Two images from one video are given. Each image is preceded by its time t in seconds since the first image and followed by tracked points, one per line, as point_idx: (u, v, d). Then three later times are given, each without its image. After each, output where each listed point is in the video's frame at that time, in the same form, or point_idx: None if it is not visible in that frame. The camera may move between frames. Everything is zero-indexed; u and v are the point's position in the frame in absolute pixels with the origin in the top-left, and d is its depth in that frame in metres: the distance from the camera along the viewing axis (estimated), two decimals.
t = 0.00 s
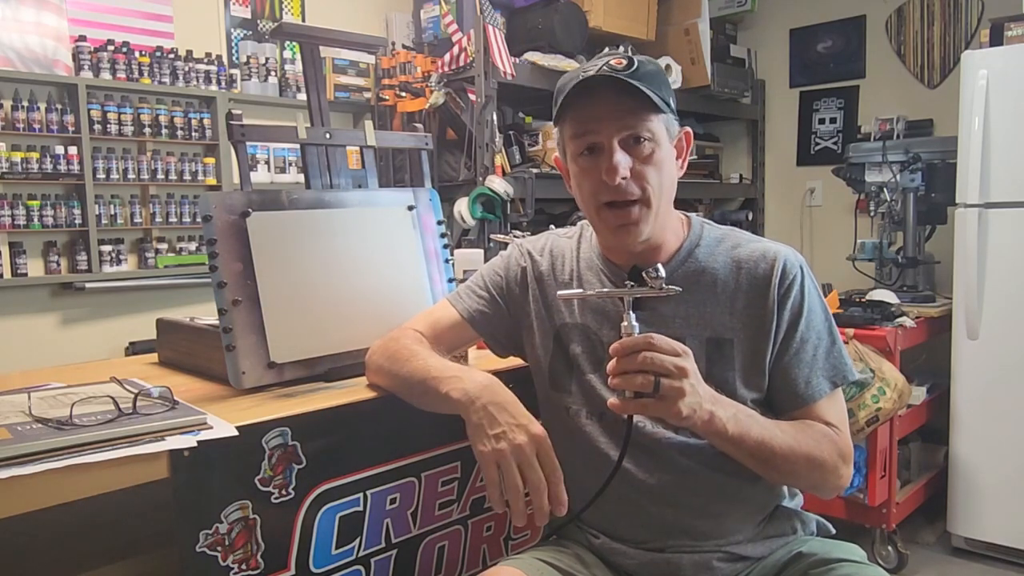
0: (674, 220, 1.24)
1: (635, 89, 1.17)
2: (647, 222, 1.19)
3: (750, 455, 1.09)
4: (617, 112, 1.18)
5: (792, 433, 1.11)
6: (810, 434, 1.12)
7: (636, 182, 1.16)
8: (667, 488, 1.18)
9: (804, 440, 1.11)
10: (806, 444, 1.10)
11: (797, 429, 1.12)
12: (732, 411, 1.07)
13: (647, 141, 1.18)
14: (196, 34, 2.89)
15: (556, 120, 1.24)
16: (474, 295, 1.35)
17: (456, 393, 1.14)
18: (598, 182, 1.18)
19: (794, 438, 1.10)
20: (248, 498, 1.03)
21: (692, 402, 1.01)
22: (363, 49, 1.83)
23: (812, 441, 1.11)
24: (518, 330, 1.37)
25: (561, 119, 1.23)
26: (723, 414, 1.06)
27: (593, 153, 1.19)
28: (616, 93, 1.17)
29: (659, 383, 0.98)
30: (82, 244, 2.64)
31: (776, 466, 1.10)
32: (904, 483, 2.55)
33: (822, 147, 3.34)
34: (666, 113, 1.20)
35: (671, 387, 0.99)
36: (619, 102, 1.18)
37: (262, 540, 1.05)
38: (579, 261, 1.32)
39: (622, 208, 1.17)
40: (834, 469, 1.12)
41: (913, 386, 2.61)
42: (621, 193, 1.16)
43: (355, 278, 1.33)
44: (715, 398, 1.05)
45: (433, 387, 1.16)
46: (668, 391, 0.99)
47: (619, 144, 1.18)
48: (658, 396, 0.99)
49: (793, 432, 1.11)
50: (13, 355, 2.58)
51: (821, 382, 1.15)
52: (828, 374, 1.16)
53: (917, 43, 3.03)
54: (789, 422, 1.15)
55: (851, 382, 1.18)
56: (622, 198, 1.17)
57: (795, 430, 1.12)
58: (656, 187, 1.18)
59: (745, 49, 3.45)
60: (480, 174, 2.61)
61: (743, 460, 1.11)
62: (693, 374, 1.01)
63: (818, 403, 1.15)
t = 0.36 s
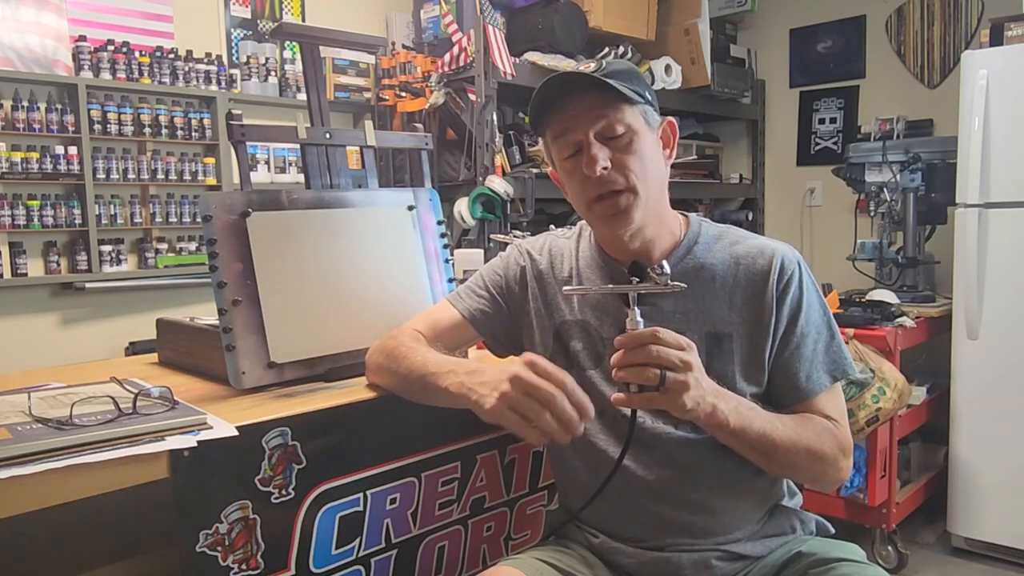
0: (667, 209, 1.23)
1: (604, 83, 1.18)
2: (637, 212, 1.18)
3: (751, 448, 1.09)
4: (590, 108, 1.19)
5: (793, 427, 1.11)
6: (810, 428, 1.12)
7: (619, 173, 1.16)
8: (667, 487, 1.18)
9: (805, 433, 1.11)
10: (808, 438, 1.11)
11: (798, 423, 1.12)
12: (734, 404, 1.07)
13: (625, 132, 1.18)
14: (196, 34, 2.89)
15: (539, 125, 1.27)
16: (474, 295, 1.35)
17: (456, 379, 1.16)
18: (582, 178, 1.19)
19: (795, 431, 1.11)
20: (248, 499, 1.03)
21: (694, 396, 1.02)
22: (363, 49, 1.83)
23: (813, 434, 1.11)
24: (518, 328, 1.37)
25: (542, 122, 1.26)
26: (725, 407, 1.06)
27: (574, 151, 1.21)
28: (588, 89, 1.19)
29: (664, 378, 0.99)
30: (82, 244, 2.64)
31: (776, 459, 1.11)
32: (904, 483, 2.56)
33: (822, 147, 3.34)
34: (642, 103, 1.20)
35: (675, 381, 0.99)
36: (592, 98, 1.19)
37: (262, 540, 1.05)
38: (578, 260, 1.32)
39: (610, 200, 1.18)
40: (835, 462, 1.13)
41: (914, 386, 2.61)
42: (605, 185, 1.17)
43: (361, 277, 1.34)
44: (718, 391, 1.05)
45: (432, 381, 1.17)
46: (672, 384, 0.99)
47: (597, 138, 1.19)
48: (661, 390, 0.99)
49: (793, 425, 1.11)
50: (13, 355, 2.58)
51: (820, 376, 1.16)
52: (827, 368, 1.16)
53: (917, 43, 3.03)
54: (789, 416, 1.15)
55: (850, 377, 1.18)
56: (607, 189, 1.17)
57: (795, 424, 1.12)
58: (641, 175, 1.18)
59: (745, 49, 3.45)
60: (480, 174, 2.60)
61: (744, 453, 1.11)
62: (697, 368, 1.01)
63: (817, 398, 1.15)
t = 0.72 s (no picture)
0: (664, 208, 1.23)
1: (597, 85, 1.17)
2: (633, 212, 1.18)
3: (751, 442, 1.09)
4: (583, 110, 1.19)
5: (793, 422, 1.11)
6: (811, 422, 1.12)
7: (614, 175, 1.16)
8: (668, 486, 1.18)
9: (804, 428, 1.11)
10: (808, 432, 1.11)
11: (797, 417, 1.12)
12: (734, 399, 1.07)
13: (619, 134, 1.18)
14: (196, 34, 2.89)
15: (537, 127, 1.28)
16: (475, 294, 1.35)
17: (469, 352, 1.22)
18: (577, 180, 1.19)
19: (795, 425, 1.11)
20: (248, 499, 1.03)
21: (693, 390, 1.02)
22: (363, 49, 1.83)
23: (813, 430, 1.11)
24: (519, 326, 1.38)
25: (539, 124, 1.26)
26: (724, 401, 1.06)
27: (570, 153, 1.21)
28: (579, 91, 1.19)
29: (661, 369, 0.99)
30: (82, 244, 2.64)
31: (776, 454, 1.11)
32: (904, 483, 2.56)
33: (822, 147, 3.34)
34: (636, 104, 1.20)
35: (675, 373, 1.00)
36: (584, 100, 1.19)
37: (262, 540, 1.05)
38: (578, 258, 1.32)
39: (606, 202, 1.18)
40: (835, 458, 1.13)
41: (914, 386, 2.61)
42: (600, 187, 1.17)
43: (361, 278, 1.34)
44: (717, 386, 1.06)
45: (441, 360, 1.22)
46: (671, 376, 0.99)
47: (591, 139, 1.19)
48: (660, 382, 1.00)
49: (793, 421, 1.11)
50: (13, 355, 2.58)
51: (820, 372, 1.16)
52: (827, 364, 1.16)
53: (917, 43, 3.03)
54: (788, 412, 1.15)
55: (850, 373, 1.18)
56: (601, 191, 1.17)
57: (795, 419, 1.12)
58: (635, 176, 1.17)
59: (745, 49, 3.45)
60: (480, 174, 2.60)
61: (744, 448, 1.11)
62: (696, 361, 1.01)
63: (817, 394, 1.15)
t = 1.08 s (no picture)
0: (665, 208, 1.23)
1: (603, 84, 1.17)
2: (634, 212, 1.18)
3: (749, 442, 1.09)
4: (588, 109, 1.19)
5: (791, 423, 1.11)
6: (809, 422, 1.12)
7: (616, 174, 1.16)
8: (668, 487, 1.18)
9: (802, 428, 1.11)
10: (806, 433, 1.11)
11: (796, 417, 1.13)
12: (732, 399, 1.07)
13: (623, 133, 1.18)
14: (196, 34, 2.89)
15: (541, 125, 1.28)
16: (474, 294, 1.35)
17: (470, 367, 1.18)
18: (579, 178, 1.19)
19: (794, 427, 1.11)
20: (248, 499, 1.03)
21: (691, 389, 1.02)
22: (363, 49, 1.83)
23: (811, 430, 1.11)
24: (518, 327, 1.38)
25: (543, 123, 1.26)
26: (723, 401, 1.06)
27: (573, 151, 1.21)
28: (584, 90, 1.19)
29: (662, 368, 0.99)
30: (82, 244, 2.64)
31: (775, 455, 1.11)
32: (904, 483, 2.56)
33: (822, 147, 3.34)
34: (641, 104, 1.20)
35: (675, 373, 1.00)
36: (588, 99, 1.19)
37: (262, 540, 1.05)
38: (578, 258, 1.32)
39: (608, 201, 1.18)
40: (832, 459, 1.13)
41: (914, 386, 2.61)
42: (602, 186, 1.17)
43: (361, 278, 1.34)
44: (716, 385, 1.06)
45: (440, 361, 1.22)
46: (671, 375, 0.99)
47: (595, 138, 1.19)
48: (659, 380, 1.00)
49: (792, 421, 1.11)
50: (13, 355, 2.58)
51: (818, 373, 1.16)
52: (826, 365, 1.17)
53: (917, 43, 3.03)
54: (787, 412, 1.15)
55: (849, 374, 1.18)
56: (602, 190, 1.17)
57: (793, 420, 1.12)
58: (637, 176, 1.17)
59: (745, 49, 3.45)
60: (480, 174, 2.60)
61: (742, 448, 1.11)
62: (695, 360, 1.01)
63: (816, 395, 1.15)
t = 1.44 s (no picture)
0: (669, 210, 1.24)
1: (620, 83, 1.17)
2: (642, 213, 1.18)
3: (749, 444, 1.09)
4: (601, 107, 1.19)
5: (792, 425, 1.11)
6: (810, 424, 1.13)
7: (628, 174, 1.16)
8: (668, 487, 1.18)
9: (803, 430, 1.11)
10: (806, 434, 1.11)
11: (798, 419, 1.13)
12: (733, 400, 1.07)
13: (636, 134, 1.18)
14: (196, 35, 2.89)
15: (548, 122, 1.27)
16: (474, 294, 1.35)
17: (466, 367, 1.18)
18: (590, 176, 1.18)
19: (794, 429, 1.11)
20: (248, 499, 1.03)
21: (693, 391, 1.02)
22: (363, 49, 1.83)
23: (811, 432, 1.12)
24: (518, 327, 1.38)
25: (551, 119, 1.25)
26: (723, 403, 1.06)
27: (584, 149, 1.20)
28: (600, 89, 1.19)
29: (663, 370, 0.99)
30: (82, 244, 2.64)
31: (775, 456, 1.11)
32: (904, 483, 2.56)
33: (822, 147, 3.34)
34: (653, 106, 1.20)
35: (676, 374, 0.99)
36: (602, 98, 1.19)
37: (262, 540, 1.05)
38: (578, 259, 1.32)
39: (617, 200, 1.17)
40: (832, 462, 1.13)
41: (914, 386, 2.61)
42: (613, 185, 1.16)
43: (362, 278, 1.34)
44: (717, 386, 1.05)
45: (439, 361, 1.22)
46: (672, 377, 0.99)
47: (607, 137, 1.18)
48: (660, 382, 0.99)
49: (792, 423, 1.12)
50: (14, 355, 2.58)
51: (819, 375, 1.16)
52: (826, 367, 1.17)
53: (917, 43, 3.03)
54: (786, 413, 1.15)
55: (849, 376, 1.18)
56: (612, 189, 1.17)
57: (793, 421, 1.12)
58: (647, 177, 1.18)
59: (745, 49, 3.45)
60: (480, 174, 2.61)
61: (742, 450, 1.11)
62: (697, 362, 1.01)
63: (816, 397, 1.15)
